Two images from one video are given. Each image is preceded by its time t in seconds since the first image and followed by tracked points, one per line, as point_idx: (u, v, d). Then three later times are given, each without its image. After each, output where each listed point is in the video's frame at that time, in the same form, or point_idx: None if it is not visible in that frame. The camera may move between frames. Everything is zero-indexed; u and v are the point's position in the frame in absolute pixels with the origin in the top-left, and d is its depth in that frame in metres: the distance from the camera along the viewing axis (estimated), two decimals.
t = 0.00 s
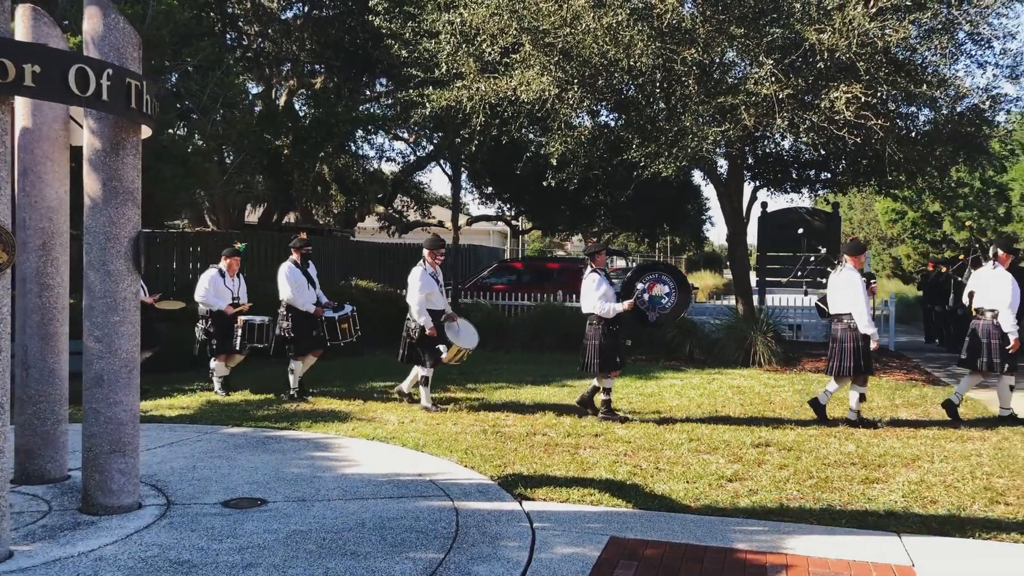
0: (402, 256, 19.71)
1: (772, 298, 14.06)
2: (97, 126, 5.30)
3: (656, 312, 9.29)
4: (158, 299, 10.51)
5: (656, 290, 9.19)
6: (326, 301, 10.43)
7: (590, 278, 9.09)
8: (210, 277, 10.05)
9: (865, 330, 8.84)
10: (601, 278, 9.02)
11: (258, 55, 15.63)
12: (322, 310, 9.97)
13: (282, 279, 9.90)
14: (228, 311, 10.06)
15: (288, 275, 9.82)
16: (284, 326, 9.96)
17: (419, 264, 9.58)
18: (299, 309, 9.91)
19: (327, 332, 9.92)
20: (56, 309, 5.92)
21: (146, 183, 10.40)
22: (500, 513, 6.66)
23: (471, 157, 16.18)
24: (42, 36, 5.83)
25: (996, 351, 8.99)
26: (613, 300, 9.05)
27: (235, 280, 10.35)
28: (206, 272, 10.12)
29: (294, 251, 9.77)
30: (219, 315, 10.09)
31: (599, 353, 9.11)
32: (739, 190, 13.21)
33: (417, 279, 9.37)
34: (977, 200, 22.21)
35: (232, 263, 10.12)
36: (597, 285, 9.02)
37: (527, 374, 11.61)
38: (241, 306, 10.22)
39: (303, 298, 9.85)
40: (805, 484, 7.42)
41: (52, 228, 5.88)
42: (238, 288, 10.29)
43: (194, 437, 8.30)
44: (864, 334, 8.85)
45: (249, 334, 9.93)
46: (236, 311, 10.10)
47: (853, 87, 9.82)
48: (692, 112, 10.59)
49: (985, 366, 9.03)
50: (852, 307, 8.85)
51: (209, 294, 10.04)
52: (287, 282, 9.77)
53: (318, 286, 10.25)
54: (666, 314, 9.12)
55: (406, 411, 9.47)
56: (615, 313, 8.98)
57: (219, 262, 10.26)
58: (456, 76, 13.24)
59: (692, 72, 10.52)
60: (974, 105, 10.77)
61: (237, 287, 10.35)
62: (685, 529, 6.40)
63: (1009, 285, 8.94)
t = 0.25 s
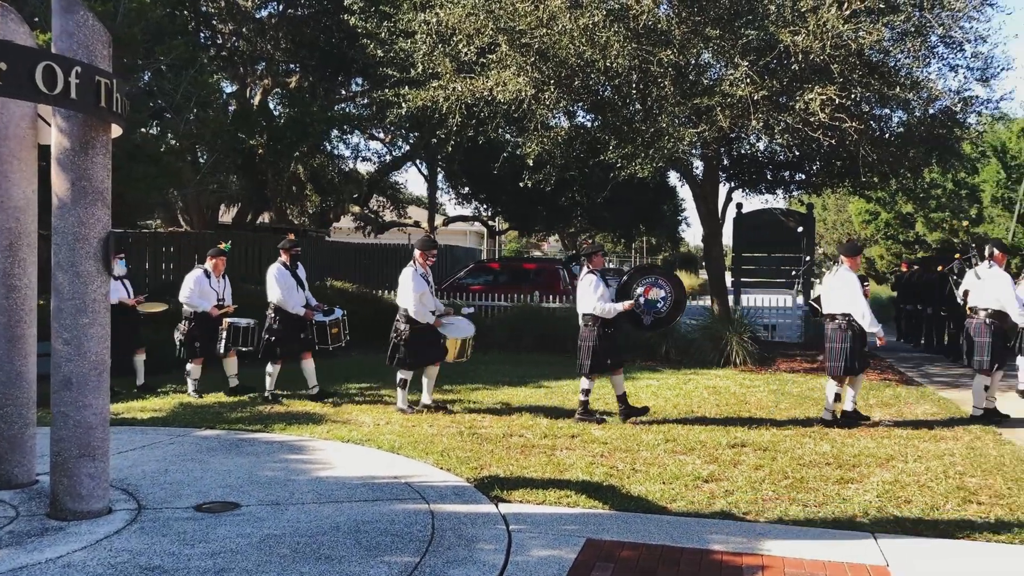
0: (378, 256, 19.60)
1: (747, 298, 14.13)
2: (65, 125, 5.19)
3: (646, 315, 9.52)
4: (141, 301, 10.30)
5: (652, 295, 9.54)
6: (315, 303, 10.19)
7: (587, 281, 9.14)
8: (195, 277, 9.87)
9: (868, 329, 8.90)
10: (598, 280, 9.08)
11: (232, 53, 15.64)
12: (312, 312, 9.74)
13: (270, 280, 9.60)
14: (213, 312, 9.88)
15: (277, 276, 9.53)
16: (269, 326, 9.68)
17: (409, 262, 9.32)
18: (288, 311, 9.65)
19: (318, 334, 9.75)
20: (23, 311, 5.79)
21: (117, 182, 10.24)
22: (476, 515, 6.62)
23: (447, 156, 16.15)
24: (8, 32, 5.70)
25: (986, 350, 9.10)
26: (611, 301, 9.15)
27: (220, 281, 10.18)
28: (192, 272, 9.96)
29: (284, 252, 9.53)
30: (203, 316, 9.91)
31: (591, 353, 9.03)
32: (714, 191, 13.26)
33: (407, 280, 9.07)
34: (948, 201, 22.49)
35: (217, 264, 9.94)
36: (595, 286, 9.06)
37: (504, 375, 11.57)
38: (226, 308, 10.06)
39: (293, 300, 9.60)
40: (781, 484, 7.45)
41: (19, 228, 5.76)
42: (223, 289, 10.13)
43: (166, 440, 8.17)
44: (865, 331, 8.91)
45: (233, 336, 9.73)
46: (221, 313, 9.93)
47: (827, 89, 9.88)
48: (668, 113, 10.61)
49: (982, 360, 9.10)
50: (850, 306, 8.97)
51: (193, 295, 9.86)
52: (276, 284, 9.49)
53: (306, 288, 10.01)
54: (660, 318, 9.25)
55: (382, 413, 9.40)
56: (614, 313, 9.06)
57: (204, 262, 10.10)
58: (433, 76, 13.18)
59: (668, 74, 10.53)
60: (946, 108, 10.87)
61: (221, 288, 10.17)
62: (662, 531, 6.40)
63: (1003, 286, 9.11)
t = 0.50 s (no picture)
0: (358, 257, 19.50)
1: (726, 298, 14.20)
2: (39, 123, 5.11)
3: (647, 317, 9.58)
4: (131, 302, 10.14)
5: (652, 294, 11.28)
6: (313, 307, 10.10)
7: (588, 284, 9.19)
8: (189, 277, 9.77)
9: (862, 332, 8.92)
10: (599, 284, 9.12)
11: (211, 52, 15.48)
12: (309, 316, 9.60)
13: (269, 283, 9.53)
14: (207, 313, 9.77)
15: (276, 278, 9.47)
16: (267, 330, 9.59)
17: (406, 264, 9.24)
18: (286, 314, 9.55)
19: (314, 340, 9.58)
20: None
21: (93, 181, 10.10)
22: (457, 517, 6.59)
23: (428, 157, 16.08)
24: None
25: (982, 350, 9.10)
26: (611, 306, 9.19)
27: (215, 282, 10.04)
28: (187, 272, 9.84)
29: (284, 254, 9.48)
30: (197, 317, 9.80)
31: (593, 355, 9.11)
32: (694, 191, 13.28)
33: (404, 281, 9.06)
34: (925, 202, 22.72)
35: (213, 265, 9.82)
36: (595, 290, 9.10)
37: (484, 376, 11.54)
38: (220, 309, 9.94)
39: (291, 303, 9.52)
40: (761, 484, 7.48)
41: None
42: (218, 290, 9.99)
43: (143, 442, 8.07)
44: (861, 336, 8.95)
45: (227, 337, 9.65)
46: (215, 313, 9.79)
47: (806, 90, 9.94)
48: (649, 114, 10.63)
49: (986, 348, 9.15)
50: (849, 308, 8.95)
51: (187, 295, 9.76)
52: (275, 286, 9.41)
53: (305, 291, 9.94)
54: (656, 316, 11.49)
55: (361, 414, 9.34)
56: (614, 319, 9.13)
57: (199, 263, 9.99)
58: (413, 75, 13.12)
59: (648, 74, 10.54)
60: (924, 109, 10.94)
61: (216, 289, 10.05)
62: (643, 531, 6.40)
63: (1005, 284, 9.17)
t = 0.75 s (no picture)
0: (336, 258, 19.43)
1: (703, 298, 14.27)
2: (9, 122, 5.04)
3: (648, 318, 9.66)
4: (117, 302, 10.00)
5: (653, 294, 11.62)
6: (307, 309, 9.95)
7: (588, 282, 9.24)
8: (178, 276, 9.69)
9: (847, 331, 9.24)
10: (598, 283, 9.18)
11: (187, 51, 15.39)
12: (299, 319, 9.46)
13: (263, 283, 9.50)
14: (196, 312, 9.63)
15: (270, 278, 9.45)
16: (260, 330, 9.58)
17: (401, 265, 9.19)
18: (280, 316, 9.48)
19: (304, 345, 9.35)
20: None
21: (66, 181, 9.96)
22: (434, 519, 6.57)
23: (406, 158, 16.02)
24: None
25: (984, 348, 9.45)
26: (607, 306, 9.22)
27: (206, 281, 9.93)
28: (176, 271, 9.75)
29: (278, 254, 9.46)
30: (188, 316, 9.68)
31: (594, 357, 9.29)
32: (672, 192, 13.34)
33: (397, 281, 9.02)
34: (900, 203, 22.96)
35: (203, 264, 9.71)
36: (593, 289, 9.15)
37: (463, 377, 11.51)
38: (210, 308, 9.79)
39: (283, 305, 9.44)
40: (738, 484, 7.52)
41: None
42: (209, 289, 9.86)
43: (118, 444, 7.97)
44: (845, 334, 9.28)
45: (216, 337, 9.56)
46: (205, 312, 9.68)
47: (783, 92, 10.01)
48: (627, 116, 10.65)
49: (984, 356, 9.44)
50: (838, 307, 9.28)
51: (176, 294, 9.66)
52: (267, 286, 9.39)
53: (299, 293, 9.85)
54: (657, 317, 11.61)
55: (339, 415, 9.29)
56: (608, 320, 9.15)
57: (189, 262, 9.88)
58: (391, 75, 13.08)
59: (626, 75, 10.56)
60: (898, 111, 11.08)
61: (208, 289, 9.89)
62: (621, 532, 6.41)
63: (995, 280, 9.55)
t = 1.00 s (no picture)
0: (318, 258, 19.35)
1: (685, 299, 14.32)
2: None
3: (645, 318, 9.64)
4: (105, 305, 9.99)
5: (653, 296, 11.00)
6: (301, 313, 9.90)
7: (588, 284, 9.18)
8: (170, 280, 9.56)
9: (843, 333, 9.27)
10: (599, 285, 9.12)
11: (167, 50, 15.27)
12: (293, 323, 9.43)
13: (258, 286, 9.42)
14: (188, 316, 9.55)
15: (264, 281, 9.35)
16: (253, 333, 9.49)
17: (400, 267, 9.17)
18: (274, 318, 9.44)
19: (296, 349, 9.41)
20: None
21: (44, 180, 9.85)
22: (415, 520, 6.55)
23: (389, 158, 15.97)
24: None
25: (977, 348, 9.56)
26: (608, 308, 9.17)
27: (196, 284, 9.86)
28: (167, 274, 9.65)
29: (271, 257, 9.33)
30: (180, 320, 9.57)
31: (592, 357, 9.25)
32: (655, 193, 13.40)
33: (394, 284, 8.99)
34: (880, 204, 23.14)
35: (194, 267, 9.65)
36: (594, 291, 9.10)
37: (445, 377, 11.49)
38: (202, 311, 9.74)
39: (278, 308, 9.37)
40: (719, 484, 7.54)
41: None
42: (200, 292, 9.81)
43: (96, 446, 7.89)
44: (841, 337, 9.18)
45: (210, 344, 9.70)
46: (198, 317, 9.60)
47: (764, 93, 10.06)
48: (609, 116, 10.68)
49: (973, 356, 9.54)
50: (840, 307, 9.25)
51: (167, 298, 9.54)
52: (261, 290, 9.28)
53: (294, 296, 9.79)
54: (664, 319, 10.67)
55: (320, 417, 9.24)
56: (609, 321, 9.09)
57: (180, 265, 9.79)
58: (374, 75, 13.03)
59: (608, 76, 10.58)
60: (878, 112, 11.16)
61: (199, 292, 9.86)
62: (603, 532, 6.41)
63: (992, 283, 9.43)
